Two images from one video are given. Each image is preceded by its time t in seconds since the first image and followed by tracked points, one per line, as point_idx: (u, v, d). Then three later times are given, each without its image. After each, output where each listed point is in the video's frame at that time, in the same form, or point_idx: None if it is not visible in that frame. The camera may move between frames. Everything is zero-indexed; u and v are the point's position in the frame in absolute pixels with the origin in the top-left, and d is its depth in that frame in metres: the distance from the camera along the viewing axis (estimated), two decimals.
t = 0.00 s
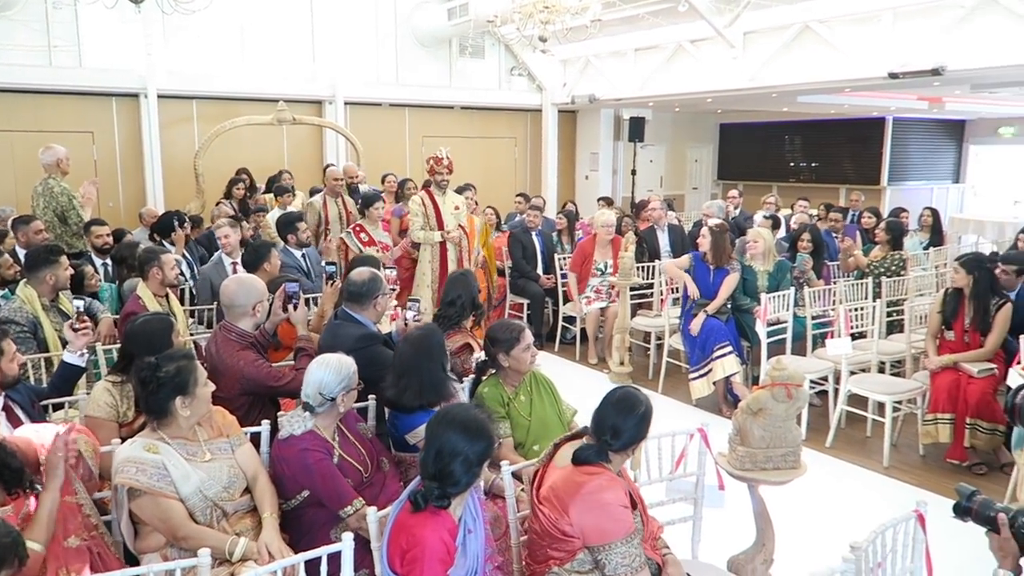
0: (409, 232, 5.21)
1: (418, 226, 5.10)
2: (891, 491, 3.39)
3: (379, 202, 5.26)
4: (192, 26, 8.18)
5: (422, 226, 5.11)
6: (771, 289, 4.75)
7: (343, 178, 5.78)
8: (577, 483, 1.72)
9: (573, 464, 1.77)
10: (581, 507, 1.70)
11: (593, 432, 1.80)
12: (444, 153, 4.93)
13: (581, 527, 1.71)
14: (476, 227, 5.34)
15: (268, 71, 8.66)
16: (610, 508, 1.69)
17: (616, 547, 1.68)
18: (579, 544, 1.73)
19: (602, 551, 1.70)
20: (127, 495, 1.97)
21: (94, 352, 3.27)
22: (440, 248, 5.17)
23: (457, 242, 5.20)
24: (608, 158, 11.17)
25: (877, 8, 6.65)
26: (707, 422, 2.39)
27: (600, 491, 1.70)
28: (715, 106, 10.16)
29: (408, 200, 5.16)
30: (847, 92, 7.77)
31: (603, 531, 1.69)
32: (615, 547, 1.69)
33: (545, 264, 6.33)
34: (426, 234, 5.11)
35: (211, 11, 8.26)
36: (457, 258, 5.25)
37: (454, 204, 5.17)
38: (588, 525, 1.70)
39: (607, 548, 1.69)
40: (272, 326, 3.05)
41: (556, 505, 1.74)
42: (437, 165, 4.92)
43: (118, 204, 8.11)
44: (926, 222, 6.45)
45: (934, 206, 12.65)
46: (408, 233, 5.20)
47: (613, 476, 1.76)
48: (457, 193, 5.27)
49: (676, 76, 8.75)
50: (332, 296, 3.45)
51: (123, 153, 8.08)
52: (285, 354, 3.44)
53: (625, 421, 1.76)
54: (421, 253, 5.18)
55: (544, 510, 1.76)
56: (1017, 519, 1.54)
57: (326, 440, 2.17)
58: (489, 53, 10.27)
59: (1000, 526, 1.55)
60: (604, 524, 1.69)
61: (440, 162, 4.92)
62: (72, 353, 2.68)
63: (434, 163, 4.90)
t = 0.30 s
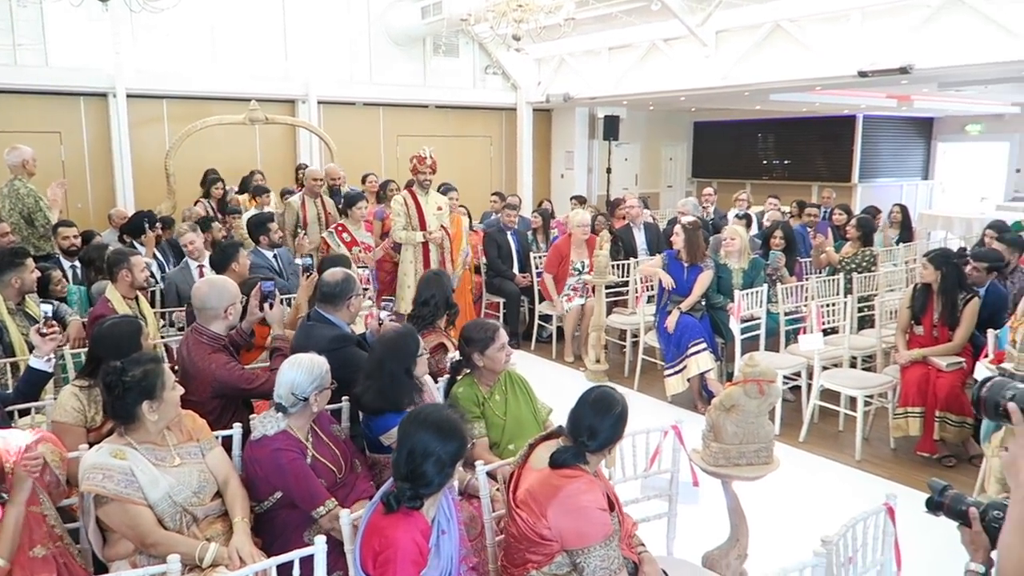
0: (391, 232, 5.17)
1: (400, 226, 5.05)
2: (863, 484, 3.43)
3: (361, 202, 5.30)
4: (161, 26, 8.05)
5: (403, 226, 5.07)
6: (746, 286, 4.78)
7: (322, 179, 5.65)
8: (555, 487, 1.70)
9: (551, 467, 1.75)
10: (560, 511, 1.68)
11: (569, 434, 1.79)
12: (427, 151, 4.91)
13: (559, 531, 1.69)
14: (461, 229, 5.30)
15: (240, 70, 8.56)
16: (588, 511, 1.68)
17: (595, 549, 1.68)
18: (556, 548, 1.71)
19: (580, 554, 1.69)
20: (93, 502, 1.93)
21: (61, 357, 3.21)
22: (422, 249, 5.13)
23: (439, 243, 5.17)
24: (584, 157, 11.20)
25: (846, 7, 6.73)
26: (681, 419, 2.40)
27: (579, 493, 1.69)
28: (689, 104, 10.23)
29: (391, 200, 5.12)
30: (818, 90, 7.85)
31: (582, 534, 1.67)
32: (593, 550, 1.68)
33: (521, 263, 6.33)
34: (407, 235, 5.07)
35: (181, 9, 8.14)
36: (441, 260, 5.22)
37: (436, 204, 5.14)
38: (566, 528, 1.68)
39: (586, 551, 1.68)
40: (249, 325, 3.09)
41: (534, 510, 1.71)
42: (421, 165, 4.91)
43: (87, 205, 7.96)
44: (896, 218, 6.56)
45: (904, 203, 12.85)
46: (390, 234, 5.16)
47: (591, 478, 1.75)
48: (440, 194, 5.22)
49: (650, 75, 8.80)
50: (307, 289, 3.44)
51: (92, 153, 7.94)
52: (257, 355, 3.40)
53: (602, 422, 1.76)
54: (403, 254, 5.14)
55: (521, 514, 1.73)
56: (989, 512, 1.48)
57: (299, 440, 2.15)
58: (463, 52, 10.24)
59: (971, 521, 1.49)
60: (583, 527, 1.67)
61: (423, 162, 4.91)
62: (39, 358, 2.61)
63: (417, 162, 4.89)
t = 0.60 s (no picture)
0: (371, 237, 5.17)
1: (381, 231, 5.07)
2: (837, 481, 3.47)
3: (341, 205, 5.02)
4: (132, 28, 7.92)
5: (384, 231, 5.08)
6: (723, 286, 4.79)
7: (295, 180, 5.55)
8: (528, 491, 1.70)
9: (524, 471, 1.74)
10: (533, 515, 1.68)
11: (542, 438, 1.78)
12: (407, 155, 4.89)
13: (534, 535, 1.69)
14: (456, 232, 5.27)
15: (213, 72, 8.46)
16: (562, 515, 1.67)
17: (570, 553, 1.67)
18: (531, 552, 1.71)
19: (555, 558, 1.69)
20: (63, 512, 1.88)
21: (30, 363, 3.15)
22: (404, 254, 5.15)
23: (421, 248, 5.19)
24: (561, 158, 11.23)
25: (819, 9, 6.80)
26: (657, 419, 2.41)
27: (552, 497, 1.68)
28: (665, 106, 10.29)
29: (370, 205, 5.12)
30: (791, 91, 7.93)
31: (556, 538, 1.67)
32: (569, 553, 1.68)
33: (498, 264, 6.32)
34: (389, 240, 5.09)
35: (152, 10, 8.02)
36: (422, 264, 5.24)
37: (417, 208, 5.17)
38: (540, 532, 1.68)
39: (561, 555, 1.68)
40: (229, 329, 3.08)
41: (507, 514, 1.70)
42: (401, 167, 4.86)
43: (58, 209, 7.82)
44: (868, 218, 6.65)
45: (876, 202, 13.03)
46: (370, 239, 5.16)
47: (565, 481, 1.74)
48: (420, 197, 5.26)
49: (626, 76, 8.83)
50: (285, 282, 3.43)
51: (63, 157, 7.80)
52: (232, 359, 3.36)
53: (575, 425, 1.75)
54: (385, 259, 5.14)
55: (495, 520, 1.73)
56: (958, 508, 1.45)
57: (276, 445, 2.12)
58: (439, 54, 10.23)
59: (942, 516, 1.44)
60: (557, 530, 1.67)
61: (403, 165, 4.91)
62: (6, 364, 2.63)
63: (397, 166, 4.87)
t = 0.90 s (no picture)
0: (350, 242, 5.03)
1: (360, 236, 4.93)
2: (814, 480, 3.51)
3: (320, 209, 5.01)
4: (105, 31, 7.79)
5: (363, 237, 4.95)
6: (700, 288, 4.82)
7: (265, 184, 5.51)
8: (505, 496, 1.69)
9: (501, 476, 1.74)
10: (510, 520, 1.68)
11: (518, 442, 1.78)
12: (383, 157, 4.86)
13: (511, 540, 1.68)
14: (448, 236, 5.41)
15: (188, 75, 8.36)
16: (539, 519, 1.67)
17: (547, 557, 1.67)
18: (508, 557, 1.71)
19: (533, 563, 1.68)
20: (33, 523, 1.85)
21: None
22: (386, 258, 5.06)
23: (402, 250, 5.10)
24: (539, 161, 11.25)
25: (793, 12, 6.88)
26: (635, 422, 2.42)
27: (529, 502, 1.68)
28: (643, 108, 10.34)
29: (348, 209, 4.97)
30: (766, 94, 8.01)
31: (534, 543, 1.67)
32: (546, 558, 1.68)
33: (477, 267, 6.32)
34: (369, 245, 4.97)
35: (125, 13, 7.92)
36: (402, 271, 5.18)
37: (396, 211, 5.07)
38: (517, 537, 1.67)
39: (539, 560, 1.68)
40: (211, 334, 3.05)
41: (484, 520, 1.70)
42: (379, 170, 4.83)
43: (30, 214, 7.69)
44: (843, 219, 6.73)
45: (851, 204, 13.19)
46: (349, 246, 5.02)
47: (542, 486, 1.74)
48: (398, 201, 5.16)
49: (604, 78, 8.86)
50: (263, 283, 3.35)
51: (35, 161, 7.67)
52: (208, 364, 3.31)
53: (552, 429, 1.75)
54: (367, 264, 5.04)
55: (472, 526, 1.72)
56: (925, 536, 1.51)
57: (253, 453, 2.09)
58: (417, 57, 10.22)
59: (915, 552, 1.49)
60: (535, 535, 1.67)
61: (379, 167, 4.86)
62: None
63: (373, 168, 4.84)
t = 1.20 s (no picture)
0: (334, 245, 5.05)
1: (344, 239, 4.99)
2: (794, 476, 3.54)
3: (304, 210, 4.73)
4: (81, 31, 7.68)
5: (348, 239, 5.00)
6: (681, 287, 4.86)
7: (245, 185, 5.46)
8: (486, 498, 1.69)
9: (482, 477, 1.74)
10: (490, 522, 1.68)
11: (501, 443, 1.78)
12: (367, 159, 4.87)
13: (492, 542, 1.68)
14: (440, 240, 5.34)
15: (167, 76, 8.27)
16: (520, 521, 1.67)
17: (528, 559, 1.67)
18: (490, 559, 1.70)
19: (513, 564, 1.68)
20: (7, 530, 1.82)
21: None
22: (370, 260, 5.08)
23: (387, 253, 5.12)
24: (521, 161, 11.26)
25: (772, 13, 6.94)
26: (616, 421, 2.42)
27: (510, 503, 1.68)
28: (624, 108, 10.39)
29: (332, 212, 5.03)
30: (746, 94, 8.07)
31: (515, 545, 1.67)
32: (527, 559, 1.68)
33: (459, 268, 6.31)
34: (354, 248, 5.01)
35: (102, 12, 7.82)
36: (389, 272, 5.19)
37: (379, 212, 5.11)
38: (498, 539, 1.67)
39: (520, 561, 1.68)
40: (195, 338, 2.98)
41: (465, 521, 1.70)
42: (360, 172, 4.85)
43: (5, 217, 7.58)
44: (822, 218, 6.80)
45: (831, 203, 13.32)
46: (333, 248, 5.05)
47: (522, 487, 1.74)
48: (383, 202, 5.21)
49: (585, 79, 8.89)
50: (245, 281, 3.24)
51: (9, 163, 7.56)
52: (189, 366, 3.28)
53: (534, 429, 1.75)
54: (350, 266, 5.06)
55: (454, 528, 1.72)
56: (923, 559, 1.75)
57: (238, 454, 2.08)
58: (398, 57, 10.18)
59: None
60: (516, 537, 1.67)
61: (362, 169, 4.87)
62: None
63: (357, 170, 4.85)
